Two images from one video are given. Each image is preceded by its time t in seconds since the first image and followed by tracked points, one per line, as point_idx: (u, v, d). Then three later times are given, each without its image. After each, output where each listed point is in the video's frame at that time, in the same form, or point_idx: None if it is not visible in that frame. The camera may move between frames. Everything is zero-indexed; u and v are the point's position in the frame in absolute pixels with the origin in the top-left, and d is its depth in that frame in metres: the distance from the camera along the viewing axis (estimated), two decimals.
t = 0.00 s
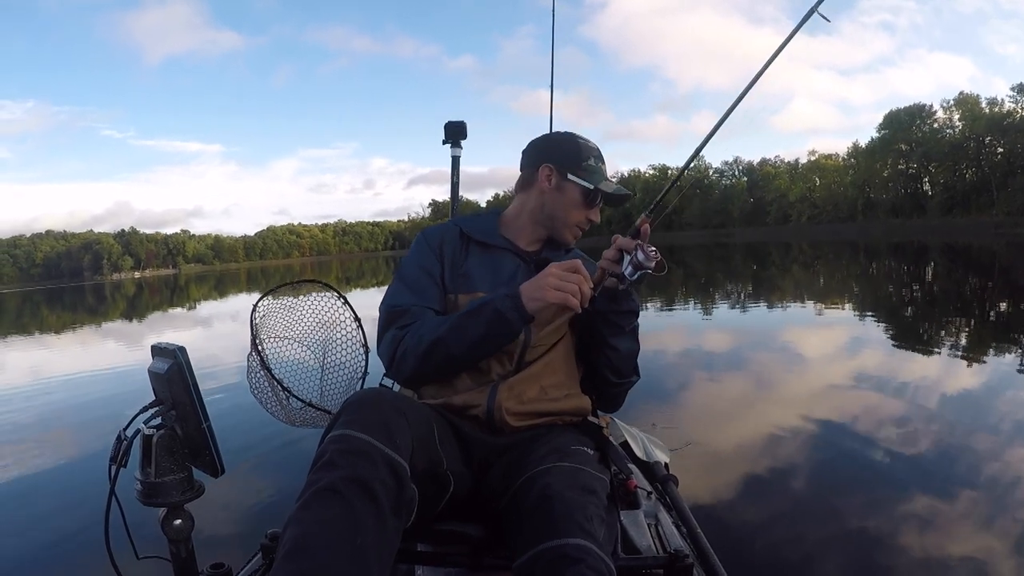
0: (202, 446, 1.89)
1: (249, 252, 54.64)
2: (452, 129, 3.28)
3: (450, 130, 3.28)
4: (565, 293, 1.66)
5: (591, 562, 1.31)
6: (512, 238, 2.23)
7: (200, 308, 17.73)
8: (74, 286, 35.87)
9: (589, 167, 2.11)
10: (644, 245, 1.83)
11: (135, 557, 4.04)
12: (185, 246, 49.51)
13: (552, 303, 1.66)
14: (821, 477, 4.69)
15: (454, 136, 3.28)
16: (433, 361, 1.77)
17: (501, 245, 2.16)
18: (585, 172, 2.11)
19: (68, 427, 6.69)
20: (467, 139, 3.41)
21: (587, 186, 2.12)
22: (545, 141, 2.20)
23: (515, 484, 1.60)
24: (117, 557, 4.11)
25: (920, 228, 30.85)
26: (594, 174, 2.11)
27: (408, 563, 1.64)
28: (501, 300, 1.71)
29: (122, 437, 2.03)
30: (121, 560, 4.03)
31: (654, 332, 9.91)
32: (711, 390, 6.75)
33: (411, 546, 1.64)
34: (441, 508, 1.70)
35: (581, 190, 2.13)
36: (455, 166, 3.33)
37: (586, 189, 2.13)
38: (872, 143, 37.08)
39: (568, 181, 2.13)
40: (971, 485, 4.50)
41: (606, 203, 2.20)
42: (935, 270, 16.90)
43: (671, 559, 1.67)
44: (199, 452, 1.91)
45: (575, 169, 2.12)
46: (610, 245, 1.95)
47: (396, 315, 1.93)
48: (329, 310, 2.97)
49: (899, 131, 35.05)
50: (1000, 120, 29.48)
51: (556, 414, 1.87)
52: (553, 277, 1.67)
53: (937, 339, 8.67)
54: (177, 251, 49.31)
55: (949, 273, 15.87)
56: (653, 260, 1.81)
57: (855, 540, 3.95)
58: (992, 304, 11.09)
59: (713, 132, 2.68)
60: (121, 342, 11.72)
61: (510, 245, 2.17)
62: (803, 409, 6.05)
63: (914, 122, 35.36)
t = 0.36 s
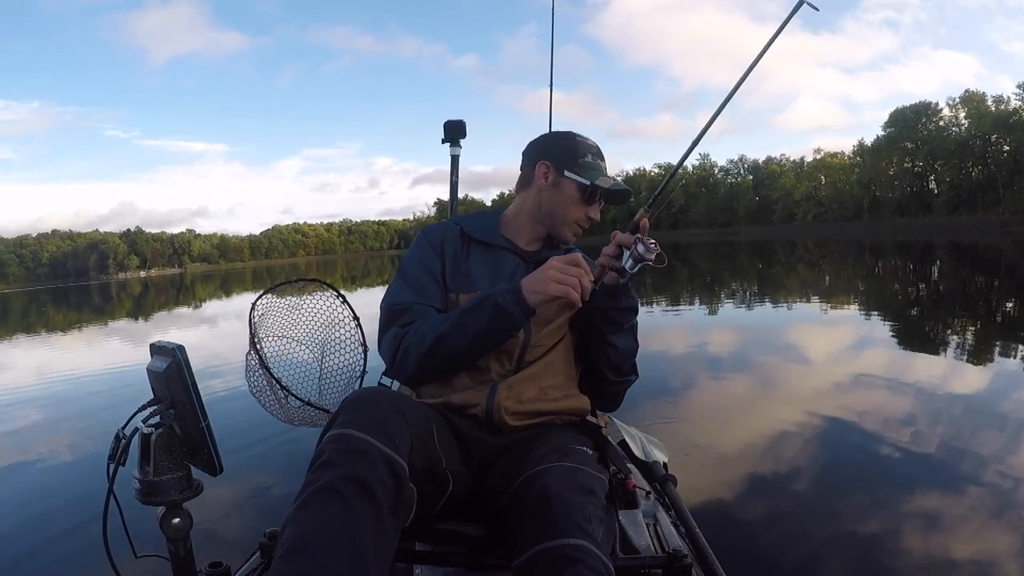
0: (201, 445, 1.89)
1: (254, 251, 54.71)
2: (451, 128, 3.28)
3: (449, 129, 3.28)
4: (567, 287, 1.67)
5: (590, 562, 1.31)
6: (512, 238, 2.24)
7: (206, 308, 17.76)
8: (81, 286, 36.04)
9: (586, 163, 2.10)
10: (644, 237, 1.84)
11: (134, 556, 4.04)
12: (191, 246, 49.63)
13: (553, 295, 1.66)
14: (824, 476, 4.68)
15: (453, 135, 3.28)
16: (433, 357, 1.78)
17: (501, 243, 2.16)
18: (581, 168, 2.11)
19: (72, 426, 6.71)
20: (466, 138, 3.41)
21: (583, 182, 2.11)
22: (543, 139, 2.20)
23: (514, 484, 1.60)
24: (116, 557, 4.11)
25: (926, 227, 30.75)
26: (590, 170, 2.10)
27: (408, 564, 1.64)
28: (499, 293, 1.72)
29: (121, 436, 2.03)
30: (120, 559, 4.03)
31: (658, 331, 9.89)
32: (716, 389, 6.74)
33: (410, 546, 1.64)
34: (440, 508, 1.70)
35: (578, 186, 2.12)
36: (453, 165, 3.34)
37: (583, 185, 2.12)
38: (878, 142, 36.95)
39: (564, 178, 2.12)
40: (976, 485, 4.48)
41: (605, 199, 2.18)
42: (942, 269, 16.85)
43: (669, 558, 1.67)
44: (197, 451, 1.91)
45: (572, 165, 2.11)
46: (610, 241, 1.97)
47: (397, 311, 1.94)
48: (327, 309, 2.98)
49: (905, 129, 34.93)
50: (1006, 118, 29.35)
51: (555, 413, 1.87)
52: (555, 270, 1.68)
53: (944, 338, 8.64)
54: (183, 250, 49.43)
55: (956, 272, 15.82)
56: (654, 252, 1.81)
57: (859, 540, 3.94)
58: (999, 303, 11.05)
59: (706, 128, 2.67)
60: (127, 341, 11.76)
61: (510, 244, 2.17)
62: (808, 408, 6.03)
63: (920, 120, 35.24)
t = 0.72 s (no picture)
0: (200, 444, 1.89)
1: (260, 249, 54.82)
2: (450, 128, 3.28)
3: (449, 129, 3.28)
4: (560, 286, 1.66)
5: (588, 563, 1.31)
6: (515, 238, 2.23)
7: (212, 305, 17.82)
8: (88, 282, 36.21)
9: (595, 170, 2.11)
10: (639, 240, 1.83)
11: (133, 555, 4.05)
12: (197, 244, 49.72)
13: (547, 295, 1.66)
14: (828, 479, 4.66)
15: (452, 135, 3.28)
16: (432, 355, 1.77)
17: (503, 244, 2.16)
18: (589, 175, 2.11)
19: (76, 423, 6.73)
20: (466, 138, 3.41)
21: (591, 189, 2.12)
22: (552, 143, 2.20)
23: (512, 484, 1.60)
24: (115, 556, 4.13)
25: (933, 229, 30.64)
26: (599, 177, 2.12)
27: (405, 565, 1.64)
28: (496, 292, 1.72)
29: (119, 435, 2.03)
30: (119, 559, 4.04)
31: (662, 332, 9.87)
32: (720, 390, 6.73)
33: (408, 545, 1.64)
34: (438, 508, 1.70)
35: (585, 193, 2.13)
36: (451, 165, 3.34)
37: (591, 193, 2.13)
38: (885, 143, 36.82)
39: (572, 183, 2.12)
40: (981, 490, 4.46)
41: (610, 208, 2.18)
42: (947, 271, 16.82)
43: (668, 559, 1.67)
44: (196, 450, 1.90)
45: (580, 171, 2.11)
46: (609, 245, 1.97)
47: (395, 308, 1.94)
48: (326, 310, 2.99)
49: (912, 131, 34.81)
50: (1014, 120, 29.23)
51: (552, 416, 1.86)
52: (549, 270, 1.67)
53: (950, 341, 8.62)
54: (189, 247, 49.41)
55: (961, 274, 15.78)
56: (649, 256, 1.81)
57: (862, 544, 3.92)
58: (1005, 306, 11.02)
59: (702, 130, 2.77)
60: (131, 338, 11.80)
61: (512, 245, 2.17)
62: (812, 411, 6.02)
63: (927, 122, 35.12)
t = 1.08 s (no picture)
0: (198, 446, 1.89)
1: (266, 253, 54.97)
2: (447, 130, 3.28)
3: (445, 131, 3.29)
4: (554, 287, 1.66)
5: (587, 563, 1.31)
6: (510, 239, 2.23)
7: (219, 310, 17.87)
8: (95, 289, 36.40)
9: (586, 167, 2.09)
10: (634, 241, 1.86)
11: (132, 558, 4.08)
12: (203, 249, 49.87)
13: (542, 295, 1.67)
14: (834, 476, 4.64)
15: (449, 137, 3.28)
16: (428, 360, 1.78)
17: (499, 246, 2.16)
18: (580, 173, 2.10)
19: (83, 429, 6.75)
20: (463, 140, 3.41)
21: (583, 187, 2.10)
22: (543, 141, 2.19)
23: (511, 484, 1.60)
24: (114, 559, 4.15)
25: (939, 224, 30.49)
26: (590, 174, 2.10)
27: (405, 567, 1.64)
28: (491, 295, 1.72)
29: (117, 438, 2.03)
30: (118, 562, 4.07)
31: (667, 331, 9.85)
32: (726, 388, 6.73)
33: (407, 546, 1.65)
34: (436, 509, 1.70)
35: (578, 190, 2.12)
36: (449, 166, 3.34)
37: (583, 190, 2.12)
38: (889, 138, 36.65)
39: (564, 181, 2.11)
40: (989, 485, 4.43)
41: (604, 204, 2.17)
42: (954, 265, 16.75)
43: (666, 559, 1.67)
44: (195, 453, 1.91)
45: (571, 169, 2.10)
46: (603, 244, 1.98)
47: (391, 314, 1.95)
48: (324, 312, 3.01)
49: (917, 125, 34.67)
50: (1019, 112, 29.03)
51: (550, 417, 1.86)
52: (543, 270, 1.68)
53: (957, 335, 8.58)
54: (195, 253, 49.53)
55: (969, 268, 15.71)
56: (644, 256, 1.84)
57: (869, 541, 3.90)
58: (1013, 299, 10.96)
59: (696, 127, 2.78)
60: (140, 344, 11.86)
61: (508, 246, 2.16)
62: (819, 407, 6.00)
63: (931, 115, 34.97)
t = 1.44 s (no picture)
0: (197, 447, 1.89)
1: (272, 254, 55.07)
2: (444, 130, 3.28)
3: (443, 131, 3.29)
4: (546, 284, 1.67)
5: (586, 563, 1.31)
6: (501, 238, 2.24)
7: (227, 311, 17.93)
8: (103, 291, 36.60)
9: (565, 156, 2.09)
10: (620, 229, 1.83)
11: (132, 559, 4.12)
12: (209, 250, 50.03)
13: (533, 294, 1.67)
14: (839, 475, 4.63)
15: (447, 137, 3.28)
16: (424, 365, 1.79)
17: (492, 246, 2.15)
18: (560, 163, 2.10)
19: (90, 430, 6.79)
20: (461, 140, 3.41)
21: (565, 176, 2.10)
22: (523, 139, 2.22)
23: (510, 484, 1.60)
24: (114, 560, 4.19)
25: (945, 221, 30.31)
26: (572, 163, 2.10)
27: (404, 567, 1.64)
28: (483, 297, 1.73)
29: (117, 440, 2.03)
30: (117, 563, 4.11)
31: (673, 330, 9.83)
32: (732, 387, 6.72)
33: (406, 546, 1.65)
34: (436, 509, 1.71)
35: (560, 180, 2.11)
36: (448, 166, 3.34)
37: (564, 179, 2.11)
38: (895, 135, 36.47)
39: (546, 175, 2.12)
40: (996, 484, 4.41)
41: (591, 192, 2.15)
42: (962, 263, 16.69)
43: (666, 558, 1.67)
44: (194, 454, 1.90)
45: (553, 161, 2.11)
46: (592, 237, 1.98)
47: (387, 323, 1.96)
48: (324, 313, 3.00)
49: (923, 122, 34.51)
50: None
51: (551, 415, 1.86)
52: (533, 270, 1.68)
53: (965, 333, 8.54)
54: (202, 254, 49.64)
55: (977, 265, 15.65)
56: (631, 244, 1.80)
57: (875, 540, 3.88)
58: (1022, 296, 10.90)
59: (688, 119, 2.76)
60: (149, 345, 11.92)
61: (501, 246, 2.16)
62: (825, 406, 5.98)
63: (938, 112, 34.81)
